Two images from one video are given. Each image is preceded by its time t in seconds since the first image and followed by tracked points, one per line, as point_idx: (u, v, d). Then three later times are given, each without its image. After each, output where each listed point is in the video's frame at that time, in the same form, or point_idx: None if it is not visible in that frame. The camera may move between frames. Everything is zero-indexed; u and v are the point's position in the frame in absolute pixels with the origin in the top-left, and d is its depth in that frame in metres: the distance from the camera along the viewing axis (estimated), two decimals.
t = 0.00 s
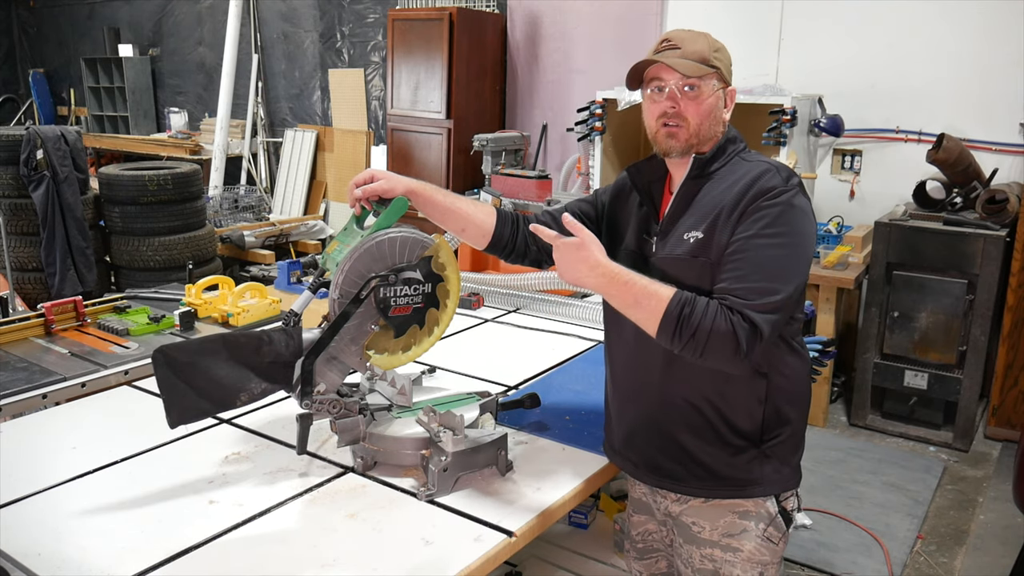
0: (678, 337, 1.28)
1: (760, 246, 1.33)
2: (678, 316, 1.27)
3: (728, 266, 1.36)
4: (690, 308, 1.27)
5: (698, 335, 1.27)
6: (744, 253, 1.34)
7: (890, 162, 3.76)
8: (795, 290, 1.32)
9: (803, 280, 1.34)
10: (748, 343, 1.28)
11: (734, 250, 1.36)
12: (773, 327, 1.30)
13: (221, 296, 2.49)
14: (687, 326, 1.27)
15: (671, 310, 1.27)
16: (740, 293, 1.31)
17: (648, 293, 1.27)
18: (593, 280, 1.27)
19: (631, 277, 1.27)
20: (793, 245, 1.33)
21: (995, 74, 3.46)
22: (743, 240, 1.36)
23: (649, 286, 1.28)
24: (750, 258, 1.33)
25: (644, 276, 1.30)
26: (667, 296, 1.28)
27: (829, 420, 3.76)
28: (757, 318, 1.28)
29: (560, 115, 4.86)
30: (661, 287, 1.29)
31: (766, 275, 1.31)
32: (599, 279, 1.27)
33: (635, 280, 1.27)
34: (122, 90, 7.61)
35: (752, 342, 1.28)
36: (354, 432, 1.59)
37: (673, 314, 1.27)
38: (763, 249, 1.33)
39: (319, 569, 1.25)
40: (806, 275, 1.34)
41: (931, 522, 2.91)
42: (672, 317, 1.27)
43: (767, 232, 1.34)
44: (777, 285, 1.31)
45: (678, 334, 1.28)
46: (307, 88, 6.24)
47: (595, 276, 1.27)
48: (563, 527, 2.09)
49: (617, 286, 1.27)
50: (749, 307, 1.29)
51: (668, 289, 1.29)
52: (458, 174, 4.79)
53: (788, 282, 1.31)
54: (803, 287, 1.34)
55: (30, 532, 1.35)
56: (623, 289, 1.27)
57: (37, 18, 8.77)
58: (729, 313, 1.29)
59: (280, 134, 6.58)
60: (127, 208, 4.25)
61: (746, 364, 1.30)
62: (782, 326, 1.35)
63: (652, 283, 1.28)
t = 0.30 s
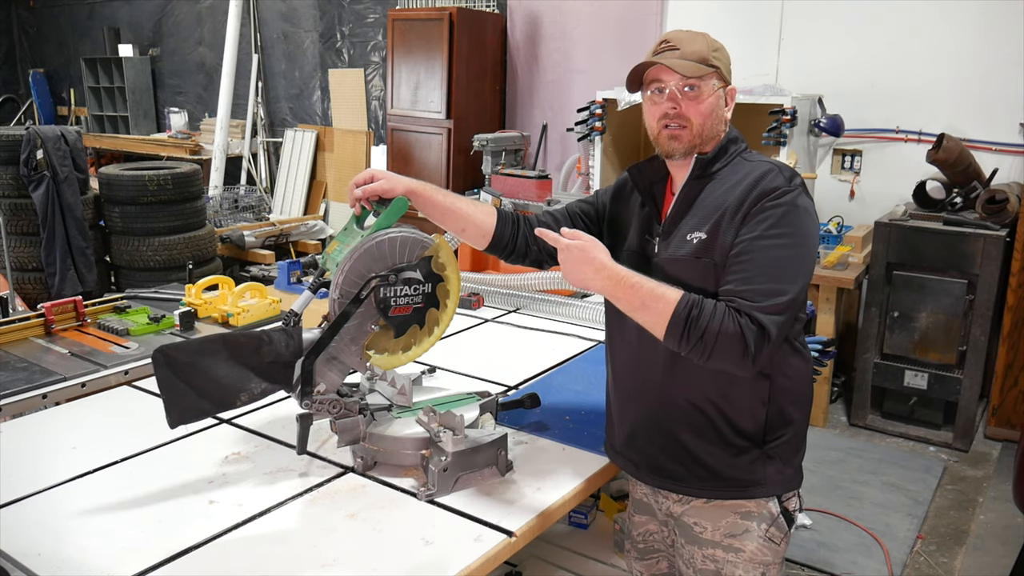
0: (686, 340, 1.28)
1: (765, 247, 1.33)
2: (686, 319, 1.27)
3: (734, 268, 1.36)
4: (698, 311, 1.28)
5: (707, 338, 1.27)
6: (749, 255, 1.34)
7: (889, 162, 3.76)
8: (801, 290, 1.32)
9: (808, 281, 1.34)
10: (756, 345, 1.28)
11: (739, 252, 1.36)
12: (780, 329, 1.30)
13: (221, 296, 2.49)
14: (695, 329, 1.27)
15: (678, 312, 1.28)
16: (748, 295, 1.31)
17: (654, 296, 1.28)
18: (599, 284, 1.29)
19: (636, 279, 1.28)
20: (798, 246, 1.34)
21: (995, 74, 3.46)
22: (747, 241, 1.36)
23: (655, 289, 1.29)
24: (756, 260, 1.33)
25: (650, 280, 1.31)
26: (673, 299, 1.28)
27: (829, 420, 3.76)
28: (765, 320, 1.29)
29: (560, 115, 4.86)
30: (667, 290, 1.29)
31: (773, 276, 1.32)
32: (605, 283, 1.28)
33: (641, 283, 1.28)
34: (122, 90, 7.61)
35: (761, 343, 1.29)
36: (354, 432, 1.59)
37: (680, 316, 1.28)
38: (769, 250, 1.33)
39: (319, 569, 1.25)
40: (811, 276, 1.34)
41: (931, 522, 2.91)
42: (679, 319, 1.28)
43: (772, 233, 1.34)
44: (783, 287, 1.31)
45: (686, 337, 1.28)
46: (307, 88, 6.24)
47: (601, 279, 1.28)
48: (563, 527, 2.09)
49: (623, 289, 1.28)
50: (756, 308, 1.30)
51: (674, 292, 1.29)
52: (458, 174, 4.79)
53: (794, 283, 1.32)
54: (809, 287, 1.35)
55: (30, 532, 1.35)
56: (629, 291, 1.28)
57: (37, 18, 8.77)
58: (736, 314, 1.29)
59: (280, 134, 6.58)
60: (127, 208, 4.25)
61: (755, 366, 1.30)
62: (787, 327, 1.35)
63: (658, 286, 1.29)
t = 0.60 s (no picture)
0: (690, 348, 1.28)
1: (768, 253, 1.33)
2: (690, 327, 1.27)
3: (737, 274, 1.36)
4: (704, 319, 1.28)
5: (712, 346, 1.28)
6: (752, 261, 1.34)
7: (889, 162, 3.76)
8: (804, 296, 1.33)
9: (811, 285, 1.34)
10: (760, 352, 1.29)
11: (741, 257, 1.36)
12: (783, 335, 1.31)
13: (221, 296, 2.49)
14: (701, 337, 1.27)
15: (683, 320, 1.28)
16: (751, 302, 1.31)
17: (660, 304, 1.28)
18: (603, 291, 1.28)
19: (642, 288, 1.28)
20: (801, 252, 1.34)
21: (995, 74, 3.46)
22: (749, 247, 1.36)
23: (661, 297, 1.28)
24: (759, 266, 1.33)
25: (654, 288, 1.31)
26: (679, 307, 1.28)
27: (829, 420, 3.76)
28: (769, 327, 1.29)
29: (559, 115, 4.86)
30: (673, 298, 1.29)
31: (775, 282, 1.32)
32: (610, 290, 1.28)
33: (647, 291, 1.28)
34: (122, 91, 7.61)
35: (764, 350, 1.29)
36: (354, 432, 1.59)
37: (685, 324, 1.27)
38: (772, 256, 1.33)
39: (319, 569, 1.25)
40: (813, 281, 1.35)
41: (931, 522, 2.91)
42: (684, 328, 1.27)
43: (775, 239, 1.34)
44: (787, 293, 1.31)
45: (689, 345, 1.28)
46: (307, 88, 6.24)
47: (606, 287, 1.28)
48: (563, 527, 2.09)
49: (628, 296, 1.28)
50: (760, 315, 1.30)
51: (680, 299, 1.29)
52: (458, 174, 4.79)
53: (797, 289, 1.32)
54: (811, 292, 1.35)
55: (30, 532, 1.35)
56: (635, 299, 1.28)
57: (37, 18, 8.77)
58: (741, 321, 1.30)
59: (280, 134, 6.58)
60: (127, 208, 4.25)
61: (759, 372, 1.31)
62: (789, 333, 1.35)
63: (664, 295, 1.29)
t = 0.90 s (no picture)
0: (673, 356, 1.27)
1: (751, 248, 1.33)
2: (672, 334, 1.26)
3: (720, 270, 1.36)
4: (683, 319, 1.27)
5: (692, 346, 1.26)
6: (735, 257, 1.34)
7: (890, 162, 3.76)
8: (786, 292, 1.32)
9: (795, 281, 1.34)
10: (742, 345, 1.28)
11: (725, 254, 1.36)
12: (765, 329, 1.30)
13: (221, 296, 2.49)
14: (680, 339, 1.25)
15: (662, 329, 1.26)
16: (732, 297, 1.31)
17: (633, 317, 1.26)
18: (572, 315, 1.25)
19: (612, 305, 1.25)
20: (785, 246, 1.33)
21: (995, 74, 3.46)
22: (733, 244, 1.36)
23: (629, 308, 1.26)
24: (741, 261, 1.33)
25: (627, 301, 1.28)
26: (652, 316, 1.26)
27: (829, 420, 3.76)
28: (750, 321, 1.28)
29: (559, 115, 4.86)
30: (645, 308, 1.27)
31: (757, 277, 1.31)
32: (578, 313, 1.25)
33: (617, 307, 1.26)
34: (122, 90, 7.61)
35: (746, 344, 1.28)
36: (354, 432, 1.59)
37: (664, 334, 1.26)
38: (754, 252, 1.33)
39: (319, 569, 1.25)
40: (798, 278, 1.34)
41: (931, 522, 2.91)
42: (666, 337, 1.26)
43: (758, 234, 1.34)
44: (769, 288, 1.31)
45: (672, 354, 1.26)
46: (307, 88, 6.24)
47: (574, 312, 1.25)
48: (563, 527, 2.09)
49: (600, 315, 1.25)
50: (742, 309, 1.29)
51: (650, 308, 1.27)
52: (458, 174, 4.79)
53: (778, 284, 1.31)
54: (795, 287, 1.34)
55: (30, 532, 1.35)
56: (608, 319, 1.25)
57: (37, 18, 8.76)
58: (722, 316, 1.29)
59: (280, 134, 6.58)
60: (127, 208, 4.25)
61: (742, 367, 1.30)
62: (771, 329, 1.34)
63: (636, 307, 1.27)
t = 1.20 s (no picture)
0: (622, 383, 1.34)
1: (711, 252, 1.33)
2: (612, 367, 1.34)
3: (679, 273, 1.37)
4: (618, 348, 1.35)
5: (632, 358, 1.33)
6: (693, 261, 1.35)
7: (890, 163, 3.76)
8: (743, 298, 1.32)
9: (758, 286, 1.33)
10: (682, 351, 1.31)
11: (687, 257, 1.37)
12: (714, 335, 1.32)
13: (221, 296, 2.49)
14: (615, 368, 1.33)
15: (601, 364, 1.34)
16: (686, 300, 1.33)
17: (571, 366, 1.35)
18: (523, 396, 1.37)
19: (550, 365, 1.36)
20: (746, 251, 1.32)
21: (995, 74, 3.46)
22: (695, 247, 1.36)
23: (566, 360, 1.36)
24: (699, 264, 1.33)
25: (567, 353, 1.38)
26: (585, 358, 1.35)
27: (829, 420, 3.76)
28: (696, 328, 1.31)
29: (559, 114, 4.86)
30: (581, 352, 1.36)
31: (712, 282, 1.32)
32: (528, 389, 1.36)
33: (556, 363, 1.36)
34: (122, 90, 7.60)
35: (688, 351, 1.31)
36: (354, 432, 1.59)
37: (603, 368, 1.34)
38: (712, 256, 1.33)
39: (319, 569, 1.25)
40: (761, 284, 1.33)
41: (931, 522, 2.91)
42: (607, 371, 1.34)
43: (719, 238, 1.34)
44: (724, 294, 1.32)
45: (618, 380, 1.33)
46: (307, 88, 6.24)
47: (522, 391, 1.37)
48: (563, 527, 2.09)
49: (543, 376, 1.35)
50: (692, 314, 1.32)
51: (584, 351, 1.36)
52: (458, 174, 4.78)
53: (734, 289, 1.32)
54: (757, 292, 1.33)
55: (30, 532, 1.35)
56: (554, 379, 1.35)
57: (37, 18, 8.76)
58: (668, 324, 1.33)
59: (280, 134, 6.58)
60: (127, 208, 4.25)
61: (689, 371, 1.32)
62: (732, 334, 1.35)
63: (571, 355, 1.36)
